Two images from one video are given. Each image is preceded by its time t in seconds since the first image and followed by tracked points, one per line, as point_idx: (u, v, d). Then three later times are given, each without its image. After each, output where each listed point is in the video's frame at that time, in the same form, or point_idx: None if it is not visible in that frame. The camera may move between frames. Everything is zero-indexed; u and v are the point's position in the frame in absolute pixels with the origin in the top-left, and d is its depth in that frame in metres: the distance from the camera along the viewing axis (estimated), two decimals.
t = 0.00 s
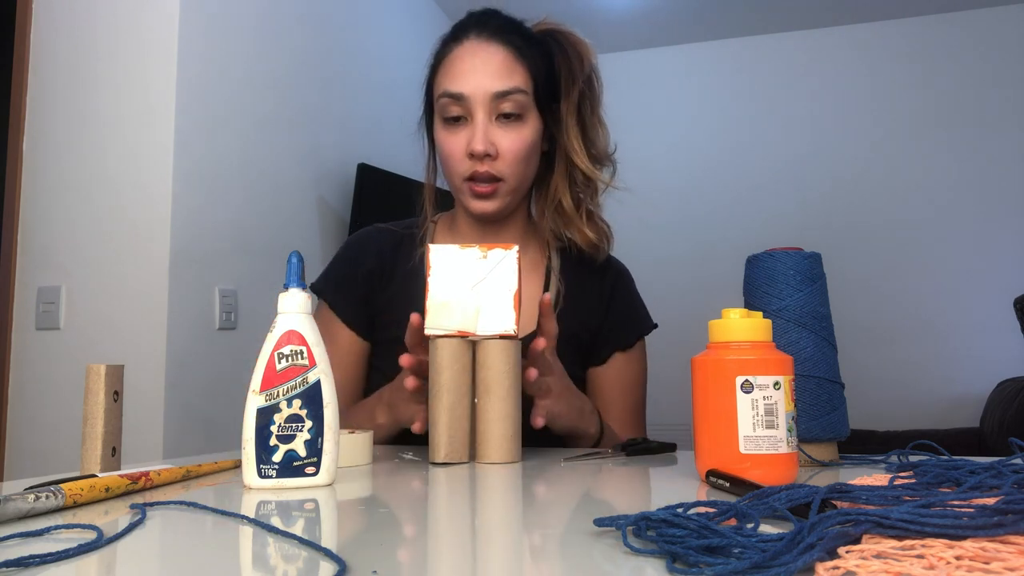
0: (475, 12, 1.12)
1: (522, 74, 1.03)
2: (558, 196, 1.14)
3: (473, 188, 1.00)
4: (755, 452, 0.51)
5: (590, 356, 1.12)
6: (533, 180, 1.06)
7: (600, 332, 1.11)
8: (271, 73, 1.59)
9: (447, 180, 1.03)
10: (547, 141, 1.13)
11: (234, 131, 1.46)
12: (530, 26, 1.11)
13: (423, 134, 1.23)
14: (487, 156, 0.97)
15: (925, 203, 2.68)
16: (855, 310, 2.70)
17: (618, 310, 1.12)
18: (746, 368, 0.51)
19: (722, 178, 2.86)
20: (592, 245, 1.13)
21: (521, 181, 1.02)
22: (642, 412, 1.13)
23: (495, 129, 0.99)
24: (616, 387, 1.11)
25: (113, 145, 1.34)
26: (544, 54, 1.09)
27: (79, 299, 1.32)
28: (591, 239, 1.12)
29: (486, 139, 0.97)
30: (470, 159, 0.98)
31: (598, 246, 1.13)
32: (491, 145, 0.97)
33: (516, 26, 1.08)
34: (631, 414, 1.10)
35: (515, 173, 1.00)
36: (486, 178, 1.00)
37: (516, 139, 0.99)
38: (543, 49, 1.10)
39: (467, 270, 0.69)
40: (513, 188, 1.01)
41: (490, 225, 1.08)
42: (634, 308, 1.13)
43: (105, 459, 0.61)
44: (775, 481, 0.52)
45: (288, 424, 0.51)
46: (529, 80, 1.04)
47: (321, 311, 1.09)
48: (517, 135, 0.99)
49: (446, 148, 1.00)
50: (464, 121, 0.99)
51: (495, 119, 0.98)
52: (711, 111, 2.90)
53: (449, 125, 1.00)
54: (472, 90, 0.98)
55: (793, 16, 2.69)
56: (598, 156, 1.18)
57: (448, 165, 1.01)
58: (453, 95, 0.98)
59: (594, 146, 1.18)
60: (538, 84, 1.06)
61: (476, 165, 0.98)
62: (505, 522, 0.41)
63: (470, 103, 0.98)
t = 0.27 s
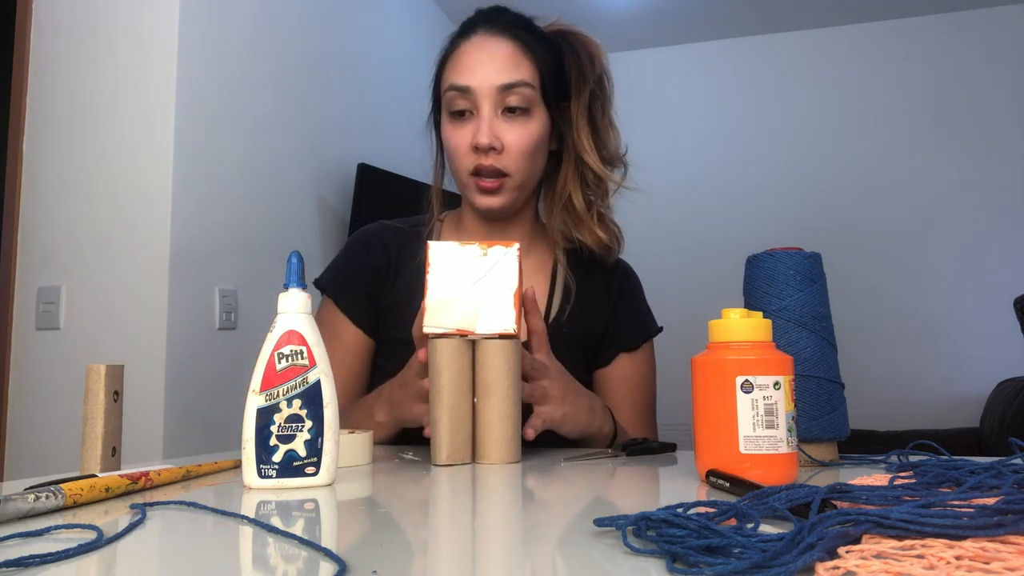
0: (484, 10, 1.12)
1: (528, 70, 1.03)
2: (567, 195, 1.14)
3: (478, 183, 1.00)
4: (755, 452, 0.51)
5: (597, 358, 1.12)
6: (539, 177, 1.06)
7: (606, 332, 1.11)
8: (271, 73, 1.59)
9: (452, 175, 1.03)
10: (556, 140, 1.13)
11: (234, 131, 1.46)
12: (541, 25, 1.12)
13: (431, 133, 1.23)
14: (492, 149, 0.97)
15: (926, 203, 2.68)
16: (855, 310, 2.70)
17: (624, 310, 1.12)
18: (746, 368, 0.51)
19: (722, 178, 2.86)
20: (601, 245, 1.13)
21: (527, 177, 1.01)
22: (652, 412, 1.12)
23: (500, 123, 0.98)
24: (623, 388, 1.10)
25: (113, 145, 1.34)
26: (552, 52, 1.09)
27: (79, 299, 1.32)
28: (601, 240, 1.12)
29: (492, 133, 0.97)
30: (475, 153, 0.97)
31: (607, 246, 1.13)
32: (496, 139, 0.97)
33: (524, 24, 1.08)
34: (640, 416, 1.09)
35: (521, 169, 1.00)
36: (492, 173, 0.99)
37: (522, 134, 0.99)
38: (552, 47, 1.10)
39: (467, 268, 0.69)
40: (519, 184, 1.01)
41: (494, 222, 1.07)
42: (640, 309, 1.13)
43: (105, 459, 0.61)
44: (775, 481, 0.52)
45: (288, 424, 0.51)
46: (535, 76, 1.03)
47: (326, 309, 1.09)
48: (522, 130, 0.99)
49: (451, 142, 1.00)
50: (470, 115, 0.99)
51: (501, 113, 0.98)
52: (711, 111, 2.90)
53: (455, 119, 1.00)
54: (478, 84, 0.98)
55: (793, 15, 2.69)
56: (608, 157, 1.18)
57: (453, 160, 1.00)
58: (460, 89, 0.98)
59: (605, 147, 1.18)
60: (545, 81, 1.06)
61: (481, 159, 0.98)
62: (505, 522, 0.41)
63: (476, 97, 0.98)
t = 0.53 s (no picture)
0: (489, 9, 1.12)
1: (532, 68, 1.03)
2: (573, 194, 1.13)
3: (482, 181, 1.00)
4: (755, 452, 0.51)
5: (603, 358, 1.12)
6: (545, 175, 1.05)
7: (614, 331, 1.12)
8: (271, 73, 1.59)
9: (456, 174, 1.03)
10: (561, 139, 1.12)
11: (234, 132, 1.46)
12: (548, 24, 1.11)
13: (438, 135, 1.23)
14: (495, 147, 0.97)
15: (925, 203, 2.68)
16: (855, 310, 2.70)
17: (631, 309, 1.13)
18: (746, 368, 0.51)
19: (722, 178, 2.86)
20: (608, 245, 1.13)
21: (532, 175, 1.01)
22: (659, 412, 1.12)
23: (504, 121, 0.98)
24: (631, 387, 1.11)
25: (113, 146, 1.34)
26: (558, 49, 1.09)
27: (79, 299, 1.32)
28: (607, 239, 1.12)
29: (495, 131, 0.97)
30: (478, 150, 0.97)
31: (614, 246, 1.13)
32: (499, 137, 0.96)
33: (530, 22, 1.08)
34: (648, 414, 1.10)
35: (525, 167, 0.99)
36: (496, 170, 0.99)
37: (525, 132, 0.98)
38: (558, 45, 1.10)
39: (475, 263, 0.69)
40: (524, 182, 1.00)
41: (500, 219, 1.07)
42: (646, 308, 1.14)
43: (105, 459, 0.61)
44: (775, 481, 0.52)
45: (288, 424, 0.51)
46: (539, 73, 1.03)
47: (333, 306, 1.08)
48: (526, 128, 0.99)
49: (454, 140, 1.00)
50: (474, 113, 0.99)
51: (505, 112, 0.98)
52: (711, 111, 2.90)
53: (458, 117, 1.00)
54: (482, 82, 0.98)
55: (793, 16, 2.69)
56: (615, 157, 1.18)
57: (457, 159, 1.00)
58: (464, 88, 0.98)
59: (611, 147, 1.18)
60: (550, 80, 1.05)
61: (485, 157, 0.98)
62: (506, 523, 0.41)
63: (480, 95, 0.98)
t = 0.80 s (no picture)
0: (497, 4, 1.12)
1: (540, 61, 1.03)
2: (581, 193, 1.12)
3: (486, 175, 1.00)
4: (755, 452, 0.51)
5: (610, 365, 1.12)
6: (550, 171, 1.05)
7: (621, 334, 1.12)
8: (271, 73, 1.59)
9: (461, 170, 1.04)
10: (568, 137, 1.11)
11: (235, 132, 1.46)
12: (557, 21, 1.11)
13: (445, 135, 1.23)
14: (499, 140, 0.97)
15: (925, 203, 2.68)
16: (855, 310, 2.70)
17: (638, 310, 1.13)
18: (746, 368, 0.51)
19: (722, 178, 2.86)
20: (617, 243, 1.12)
21: (536, 170, 1.01)
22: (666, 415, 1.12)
23: (508, 115, 0.99)
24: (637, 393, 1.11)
25: (113, 146, 1.34)
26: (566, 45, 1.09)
27: (79, 299, 1.32)
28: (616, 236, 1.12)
29: (498, 124, 0.97)
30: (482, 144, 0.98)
31: (621, 245, 1.13)
32: (503, 131, 0.97)
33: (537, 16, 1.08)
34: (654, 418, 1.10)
35: (529, 161, 1.00)
36: (500, 164, 0.99)
37: (529, 126, 0.99)
38: (567, 42, 1.09)
39: (473, 263, 0.68)
40: (529, 177, 1.01)
41: (505, 216, 1.07)
42: (653, 310, 1.14)
43: (105, 459, 0.61)
44: (775, 481, 0.52)
45: (288, 424, 0.51)
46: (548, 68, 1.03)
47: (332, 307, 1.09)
48: (530, 122, 0.99)
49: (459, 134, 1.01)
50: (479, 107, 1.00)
51: (509, 105, 0.99)
52: (711, 111, 2.90)
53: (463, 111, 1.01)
54: (487, 75, 0.99)
55: (793, 16, 2.69)
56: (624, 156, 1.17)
57: (461, 153, 1.01)
58: (469, 81, 0.99)
59: (621, 146, 1.17)
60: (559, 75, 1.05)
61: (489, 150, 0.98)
62: (507, 523, 0.41)
63: (485, 88, 0.98)
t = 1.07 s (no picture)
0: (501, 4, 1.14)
1: (543, 58, 1.04)
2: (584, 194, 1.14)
3: (485, 168, 1.00)
4: (755, 452, 0.51)
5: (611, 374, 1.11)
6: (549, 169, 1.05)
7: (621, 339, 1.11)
8: (272, 73, 1.59)
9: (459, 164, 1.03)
10: (570, 138, 1.13)
11: (235, 132, 1.46)
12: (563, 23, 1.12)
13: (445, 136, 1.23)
14: (499, 132, 0.97)
15: (924, 203, 2.68)
16: (855, 310, 2.70)
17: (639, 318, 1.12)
18: (746, 368, 0.51)
19: (722, 178, 2.86)
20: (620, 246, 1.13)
21: (534, 166, 1.00)
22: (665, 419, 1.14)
23: (509, 108, 0.99)
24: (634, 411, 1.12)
25: (113, 146, 1.34)
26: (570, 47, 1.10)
27: (79, 299, 1.33)
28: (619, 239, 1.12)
29: (499, 117, 0.98)
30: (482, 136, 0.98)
31: (625, 247, 1.13)
32: (503, 123, 0.98)
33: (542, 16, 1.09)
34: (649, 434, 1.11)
35: (528, 157, 1.00)
36: (499, 158, 0.99)
37: (529, 121, 1.00)
38: (570, 44, 1.11)
39: (473, 264, 0.68)
40: (528, 173, 1.00)
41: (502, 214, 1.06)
42: (653, 317, 1.13)
43: (105, 459, 0.61)
44: (775, 481, 0.52)
45: (288, 424, 0.51)
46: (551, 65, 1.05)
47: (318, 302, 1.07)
48: (530, 117, 1.00)
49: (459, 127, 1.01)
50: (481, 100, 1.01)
51: (511, 99, 1.00)
52: (712, 111, 2.90)
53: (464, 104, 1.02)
54: (490, 68, 1.00)
55: (793, 16, 2.69)
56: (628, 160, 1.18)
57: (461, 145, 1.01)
58: (473, 74, 1.00)
59: (625, 151, 1.18)
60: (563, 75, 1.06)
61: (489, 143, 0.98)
62: (506, 523, 0.41)
63: (488, 81, 1.00)
